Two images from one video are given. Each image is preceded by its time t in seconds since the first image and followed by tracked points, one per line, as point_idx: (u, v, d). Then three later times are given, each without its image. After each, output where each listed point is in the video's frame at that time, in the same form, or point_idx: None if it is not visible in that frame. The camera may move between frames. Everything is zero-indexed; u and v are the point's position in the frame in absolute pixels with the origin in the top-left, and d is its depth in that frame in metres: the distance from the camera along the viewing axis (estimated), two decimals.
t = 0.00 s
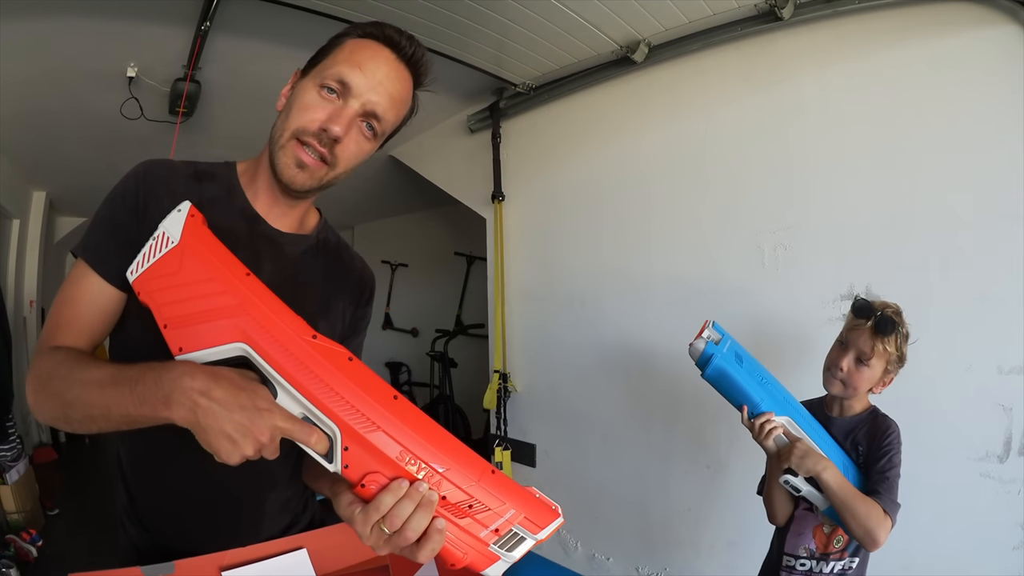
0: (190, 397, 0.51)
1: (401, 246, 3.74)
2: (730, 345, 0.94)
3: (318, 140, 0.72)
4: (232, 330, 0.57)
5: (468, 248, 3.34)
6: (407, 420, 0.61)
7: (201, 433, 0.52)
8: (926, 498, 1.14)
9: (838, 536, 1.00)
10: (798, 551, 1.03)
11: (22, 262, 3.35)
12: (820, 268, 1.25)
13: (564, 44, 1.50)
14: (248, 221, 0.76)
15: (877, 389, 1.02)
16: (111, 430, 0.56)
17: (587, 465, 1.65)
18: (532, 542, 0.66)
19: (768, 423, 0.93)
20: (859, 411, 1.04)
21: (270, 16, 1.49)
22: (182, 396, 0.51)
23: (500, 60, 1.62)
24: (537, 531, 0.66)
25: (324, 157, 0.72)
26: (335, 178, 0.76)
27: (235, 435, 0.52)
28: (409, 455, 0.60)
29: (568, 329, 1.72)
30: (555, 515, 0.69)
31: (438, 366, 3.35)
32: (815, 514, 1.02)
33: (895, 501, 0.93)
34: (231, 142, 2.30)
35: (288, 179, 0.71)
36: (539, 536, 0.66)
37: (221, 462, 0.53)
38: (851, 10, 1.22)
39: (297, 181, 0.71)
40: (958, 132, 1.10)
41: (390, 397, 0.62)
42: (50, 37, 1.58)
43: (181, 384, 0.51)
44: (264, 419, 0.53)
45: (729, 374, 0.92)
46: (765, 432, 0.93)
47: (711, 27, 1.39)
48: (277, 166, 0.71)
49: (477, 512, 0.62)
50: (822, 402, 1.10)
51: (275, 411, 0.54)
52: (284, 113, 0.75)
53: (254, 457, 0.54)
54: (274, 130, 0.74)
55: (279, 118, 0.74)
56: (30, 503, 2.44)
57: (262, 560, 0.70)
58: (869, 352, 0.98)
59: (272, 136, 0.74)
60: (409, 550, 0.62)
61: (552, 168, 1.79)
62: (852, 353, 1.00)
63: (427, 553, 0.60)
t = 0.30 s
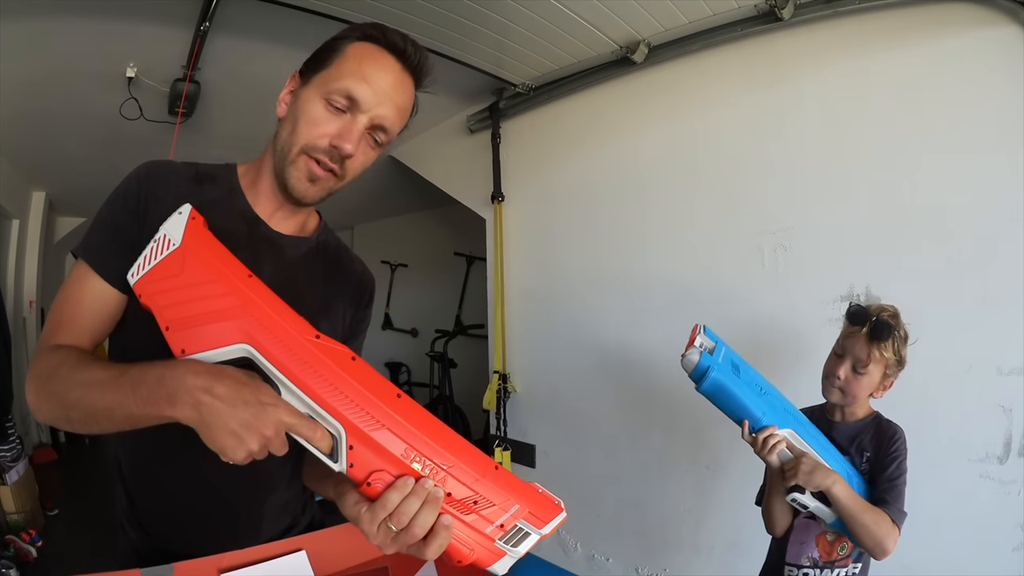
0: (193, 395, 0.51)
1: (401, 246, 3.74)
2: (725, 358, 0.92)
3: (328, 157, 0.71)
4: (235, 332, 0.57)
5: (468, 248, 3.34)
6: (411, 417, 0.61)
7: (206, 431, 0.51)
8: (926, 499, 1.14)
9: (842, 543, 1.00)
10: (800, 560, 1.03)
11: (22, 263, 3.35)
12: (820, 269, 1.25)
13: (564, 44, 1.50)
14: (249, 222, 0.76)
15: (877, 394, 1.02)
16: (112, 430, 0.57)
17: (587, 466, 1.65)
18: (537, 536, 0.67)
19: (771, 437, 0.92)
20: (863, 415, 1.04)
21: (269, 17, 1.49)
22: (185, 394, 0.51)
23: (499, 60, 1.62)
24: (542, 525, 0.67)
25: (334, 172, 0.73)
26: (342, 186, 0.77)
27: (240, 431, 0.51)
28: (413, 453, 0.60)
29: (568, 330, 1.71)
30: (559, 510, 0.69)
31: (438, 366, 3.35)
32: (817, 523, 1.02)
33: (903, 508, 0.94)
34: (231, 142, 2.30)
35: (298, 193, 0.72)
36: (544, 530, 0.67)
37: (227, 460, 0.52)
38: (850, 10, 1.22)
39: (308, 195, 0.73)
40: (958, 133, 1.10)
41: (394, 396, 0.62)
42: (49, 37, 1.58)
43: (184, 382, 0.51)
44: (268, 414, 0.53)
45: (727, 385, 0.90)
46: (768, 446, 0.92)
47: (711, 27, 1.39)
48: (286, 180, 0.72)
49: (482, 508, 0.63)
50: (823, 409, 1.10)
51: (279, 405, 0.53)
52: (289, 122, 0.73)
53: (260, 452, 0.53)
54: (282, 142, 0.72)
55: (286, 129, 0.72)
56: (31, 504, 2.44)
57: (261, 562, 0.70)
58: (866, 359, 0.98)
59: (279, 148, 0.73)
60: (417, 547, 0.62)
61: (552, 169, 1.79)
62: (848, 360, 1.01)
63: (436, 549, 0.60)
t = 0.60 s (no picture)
0: (201, 381, 0.50)
1: (400, 246, 3.73)
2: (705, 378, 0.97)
3: (339, 174, 0.71)
4: (248, 326, 0.57)
5: (468, 248, 3.34)
6: (417, 412, 0.62)
7: (212, 417, 0.51)
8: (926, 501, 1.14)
9: (840, 550, 1.00)
10: (798, 568, 1.02)
11: (22, 263, 3.35)
12: (820, 270, 1.24)
13: (564, 44, 1.50)
14: (250, 223, 0.76)
15: (874, 396, 1.04)
16: (114, 424, 0.56)
17: (587, 467, 1.64)
18: (537, 530, 0.66)
19: (768, 441, 0.93)
20: (859, 416, 1.04)
21: (269, 16, 1.49)
22: (193, 380, 0.50)
23: (499, 60, 1.61)
24: (541, 519, 0.66)
25: (345, 185, 0.74)
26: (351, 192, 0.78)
27: (248, 416, 0.51)
28: (420, 446, 0.60)
29: (568, 330, 1.71)
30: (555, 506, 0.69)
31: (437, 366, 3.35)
32: (817, 531, 1.01)
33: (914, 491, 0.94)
34: (231, 142, 2.29)
35: (313, 209, 0.74)
36: (543, 524, 0.66)
37: (234, 449, 0.51)
38: (850, 10, 1.21)
39: (322, 208, 0.75)
40: (959, 133, 1.10)
41: (400, 392, 0.62)
42: (48, 37, 1.58)
43: (193, 369, 0.51)
44: (276, 398, 0.52)
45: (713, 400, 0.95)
46: (768, 450, 0.93)
47: (711, 27, 1.38)
48: (299, 198, 0.73)
49: (486, 501, 0.62)
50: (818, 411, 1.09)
51: (288, 389, 0.53)
52: (292, 140, 0.71)
53: (267, 438, 0.52)
54: (288, 162, 0.71)
55: (291, 150, 0.71)
56: (30, 505, 2.44)
57: (260, 564, 0.69)
58: (862, 367, 1.00)
59: (284, 166, 0.72)
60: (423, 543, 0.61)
61: (552, 168, 1.78)
62: (844, 370, 1.02)
63: (444, 541, 0.59)
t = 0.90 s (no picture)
0: (203, 378, 0.50)
1: (400, 246, 3.73)
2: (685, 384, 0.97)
3: (336, 174, 0.71)
4: (250, 325, 0.57)
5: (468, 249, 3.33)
6: (418, 409, 0.62)
7: (214, 415, 0.50)
8: (926, 501, 1.14)
9: (829, 551, 1.00)
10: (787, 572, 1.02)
11: (22, 263, 3.35)
12: (820, 270, 1.24)
13: (563, 44, 1.50)
14: (249, 223, 0.76)
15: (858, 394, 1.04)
16: (114, 423, 0.56)
17: (587, 467, 1.64)
18: (539, 526, 0.66)
19: (751, 443, 0.92)
20: (842, 416, 1.04)
21: (268, 16, 1.49)
22: (196, 378, 0.50)
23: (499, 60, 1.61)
24: (542, 516, 0.66)
25: (343, 184, 0.73)
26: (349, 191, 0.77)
27: (251, 415, 0.51)
28: (422, 443, 0.60)
29: (568, 330, 1.71)
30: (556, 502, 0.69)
31: (437, 366, 3.35)
32: (804, 534, 1.01)
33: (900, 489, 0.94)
34: (230, 142, 2.29)
35: (312, 210, 0.74)
36: (545, 521, 0.66)
37: (235, 446, 0.51)
38: (850, 9, 1.21)
39: (322, 209, 0.75)
40: (959, 132, 1.09)
41: (401, 389, 0.62)
42: (47, 37, 1.58)
43: (196, 366, 0.51)
44: (279, 397, 0.52)
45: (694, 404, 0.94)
46: (750, 452, 0.92)
47: (711, 27, 1.38)
48: (297, 199, 0.73)
49: (489, 497, 0.62)
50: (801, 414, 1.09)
51: (291, 388, 0.53)
52: (287, 142, 0.71)
53: (270, 437, 0.52)
54: (285, 164, 0.71)
55: (286, 151, 0.71)
56: (30, 505, 2.44)
57: (258, 565, 0.69)
58: (843, 367, 1.01)
59: (281, 168, 0.72)
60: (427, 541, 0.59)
61: (552, 168, 1.78)
62: (826, 370, 1.03)
63: (449, 537, 0.57)
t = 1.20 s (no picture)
0: (201, 378, 0.50)
1: (400, 246, 3.73)
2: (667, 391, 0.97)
3: (332, 174, 0.71)
4: (247, 326, 0.57)
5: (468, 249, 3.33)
6: (416, 410, 0.62)
7: (211, 415, 0.50)
8: (925, 501, 1.14)
9: (818, 552, 1.00)
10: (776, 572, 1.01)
11: (21, 263, 3.35)
12: (819, 270, 1.24)
13: (562, 44, 1.49)
14: (248, 224, 0.76)
15: (843, 391, 1.03)
16: (111, 422, 0.56)
17: (586, 467, 1.64)
18: (538, 527, 0.66)
19: (732, 450, 0.92)
20: (831, 415, 1.04)
21: (267, 16, 1.49)
22: (194, 378, 0.50)
23: (498, 60, 1.61)
24: (541, 516, 0.66)
25: (339, 185, 0.73)
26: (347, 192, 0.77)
27: (247, 414, 0.51)
28: (420, 443, 0.60)
29: (567, 330, 1.71)
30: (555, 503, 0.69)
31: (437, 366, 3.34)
32: (792, 535, 1.01)
33: (889, 490, 0.92)
34: (230, 142, 2.29)
35: (308, 211, 0.74)
36: (543, 521, 0.66)
37: (232, 446, 0.51)
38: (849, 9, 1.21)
39: (318, 210, 0.75)
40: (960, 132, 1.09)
41: (399, 390, 0.62)
42: (47, 38, 1.58)
43: (194, 367, 0.51)
44: (277, 397, 0.52)
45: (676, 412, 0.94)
46: (732, 458, 0.91)
47: (711, 27, 1.38)
48: (293, 200, 0.73)
49: (487, 498, 0.62)
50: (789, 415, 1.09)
51: (288, 388, 0.53)
52: (282, 143, 0.71)
53: (267, 437, 0.52)
54: (280, 165, 0.71)
55: (282, 153, 0.71)
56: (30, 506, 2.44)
57: (255, 566, 0.69)
58: (823, 367, 1.00)
59: (277, 169, 0.72)
60: (425, 542, 0.59)
61: (551, 168, 1.78)
62: (807, 371, 1.02)
63: (447, 538, 0.58)
